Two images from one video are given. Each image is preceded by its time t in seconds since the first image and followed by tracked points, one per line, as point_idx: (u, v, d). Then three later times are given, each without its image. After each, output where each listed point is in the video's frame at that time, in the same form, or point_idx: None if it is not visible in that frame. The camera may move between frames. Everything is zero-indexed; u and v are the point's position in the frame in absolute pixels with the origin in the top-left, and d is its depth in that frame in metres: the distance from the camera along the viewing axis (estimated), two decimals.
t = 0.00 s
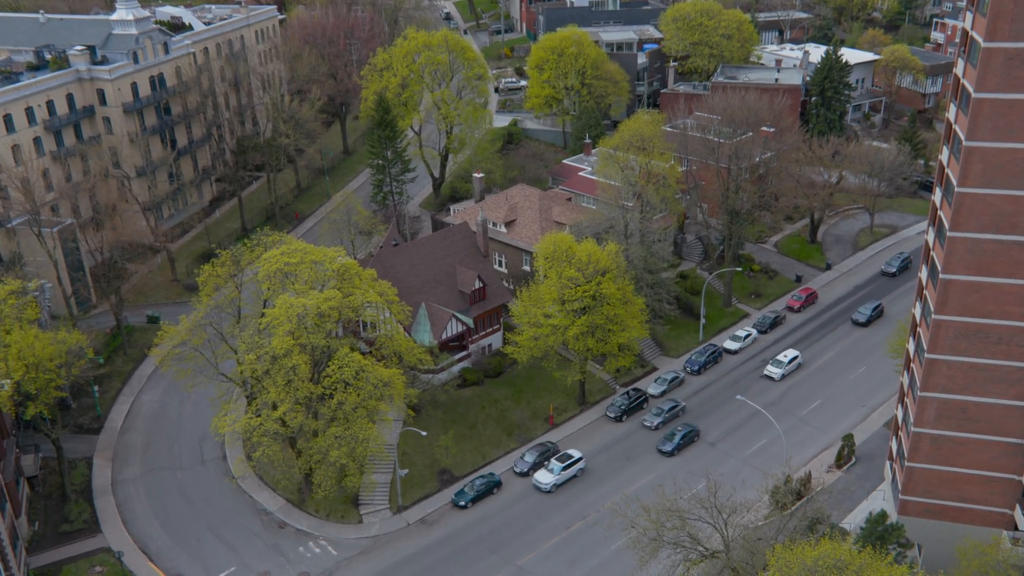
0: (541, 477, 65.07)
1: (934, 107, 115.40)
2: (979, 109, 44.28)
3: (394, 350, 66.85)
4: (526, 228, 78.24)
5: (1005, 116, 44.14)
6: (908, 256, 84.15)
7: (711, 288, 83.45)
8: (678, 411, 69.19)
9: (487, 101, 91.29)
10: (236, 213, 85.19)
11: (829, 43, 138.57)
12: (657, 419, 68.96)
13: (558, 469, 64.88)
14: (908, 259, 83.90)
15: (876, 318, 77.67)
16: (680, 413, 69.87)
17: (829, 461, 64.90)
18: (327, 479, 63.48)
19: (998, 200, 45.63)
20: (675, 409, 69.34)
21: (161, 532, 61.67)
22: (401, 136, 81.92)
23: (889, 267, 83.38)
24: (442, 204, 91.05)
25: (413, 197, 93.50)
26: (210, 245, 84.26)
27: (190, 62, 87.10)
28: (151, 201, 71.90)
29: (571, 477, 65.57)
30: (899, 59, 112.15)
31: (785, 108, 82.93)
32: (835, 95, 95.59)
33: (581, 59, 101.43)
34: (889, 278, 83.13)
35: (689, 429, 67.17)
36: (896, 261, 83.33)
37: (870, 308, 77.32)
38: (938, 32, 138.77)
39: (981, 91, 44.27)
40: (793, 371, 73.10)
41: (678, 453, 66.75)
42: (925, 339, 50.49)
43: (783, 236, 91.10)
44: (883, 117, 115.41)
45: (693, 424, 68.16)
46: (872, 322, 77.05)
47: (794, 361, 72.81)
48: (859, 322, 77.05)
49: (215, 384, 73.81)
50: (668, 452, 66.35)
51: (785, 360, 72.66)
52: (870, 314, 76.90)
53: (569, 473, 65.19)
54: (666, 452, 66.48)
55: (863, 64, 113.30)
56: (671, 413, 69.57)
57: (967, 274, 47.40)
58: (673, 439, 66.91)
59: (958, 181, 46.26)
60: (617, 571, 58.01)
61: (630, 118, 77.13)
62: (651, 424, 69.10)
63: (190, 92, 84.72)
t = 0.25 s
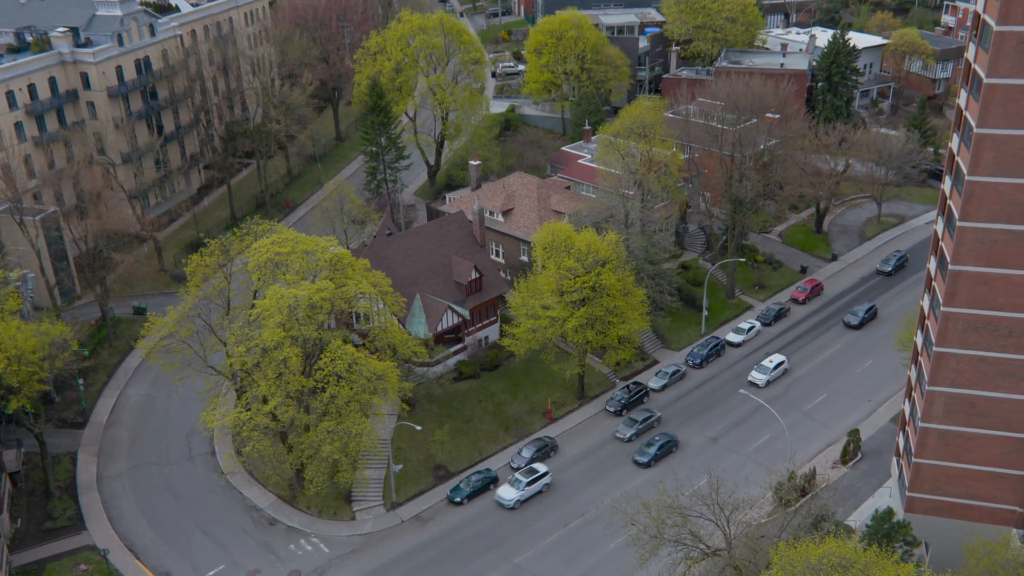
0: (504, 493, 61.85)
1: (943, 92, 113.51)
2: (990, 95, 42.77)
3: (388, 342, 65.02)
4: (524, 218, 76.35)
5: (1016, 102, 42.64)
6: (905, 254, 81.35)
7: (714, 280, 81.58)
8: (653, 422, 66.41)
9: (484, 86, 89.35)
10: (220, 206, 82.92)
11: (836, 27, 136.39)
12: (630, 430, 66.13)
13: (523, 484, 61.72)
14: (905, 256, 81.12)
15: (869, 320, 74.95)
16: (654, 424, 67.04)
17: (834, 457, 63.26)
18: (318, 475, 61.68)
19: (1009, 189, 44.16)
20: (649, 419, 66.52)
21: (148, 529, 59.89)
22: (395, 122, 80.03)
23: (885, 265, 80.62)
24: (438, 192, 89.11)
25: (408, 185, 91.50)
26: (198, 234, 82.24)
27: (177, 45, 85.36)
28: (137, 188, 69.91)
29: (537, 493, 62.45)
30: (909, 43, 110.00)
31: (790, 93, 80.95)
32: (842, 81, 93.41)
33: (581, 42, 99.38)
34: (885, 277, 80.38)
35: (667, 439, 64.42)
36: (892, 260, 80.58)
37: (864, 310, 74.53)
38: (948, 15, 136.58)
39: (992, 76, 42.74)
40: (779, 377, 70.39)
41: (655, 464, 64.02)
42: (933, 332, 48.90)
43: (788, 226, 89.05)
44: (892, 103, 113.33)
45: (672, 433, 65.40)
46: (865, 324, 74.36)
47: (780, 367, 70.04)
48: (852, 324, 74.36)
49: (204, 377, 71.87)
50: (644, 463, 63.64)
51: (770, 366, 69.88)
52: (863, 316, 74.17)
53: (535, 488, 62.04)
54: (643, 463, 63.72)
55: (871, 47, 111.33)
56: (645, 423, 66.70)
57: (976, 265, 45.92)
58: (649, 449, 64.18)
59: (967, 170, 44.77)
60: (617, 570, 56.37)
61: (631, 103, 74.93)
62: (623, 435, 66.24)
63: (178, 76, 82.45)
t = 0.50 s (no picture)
0: (462, 513, 58.54)
1: (954, 82, 111.69)
2: (1002, 84, 41.66)
3: (382, 337, 63.19)
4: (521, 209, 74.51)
5: None
6: (900, 256, 78.73)
7: (717, 274, 79.77)
8: (624, 438, 63.52)
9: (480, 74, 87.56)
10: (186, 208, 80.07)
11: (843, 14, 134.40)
12: (600, 446, 63.24)
13: (482, 504, 58.46)
14: (900, 259, 78.50)
15: (861, 326, 72.33)
16: (626, 439, 64.11)
17: (839, 456, 61.64)
18: (309, 473, 59.93)
19: (1021, 181, 43.02)
20: (620, 435, 63.64)
21: (134, 529, 58.18)
22: (389, 111, 78.19)
23: (878, 268, 77.99)
24: (433, 183, 87.30)
25: (402, 176, 89.67)
26: (187, 226, 80.33)
27: (164, 30, 83.66)
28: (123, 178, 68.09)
29: (497, 513, 59.14)
30: (919, 31, 108.05)
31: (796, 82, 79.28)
32: (848, 69, 92.06)
33: (580, 30, 97.57)
34: (879, 280, 77.78)
35: (642, 454, 61.63)
36: (886, 262, 77.97)
37: (856, 316, 71.91)
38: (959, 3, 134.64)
39: (1004, 65, 41.66)
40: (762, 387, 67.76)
41: (629, 480, 61.18)
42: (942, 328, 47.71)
43: (793, 219, 87.09)
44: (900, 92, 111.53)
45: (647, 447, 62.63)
46: (855, 331, 71.78)
47: (763, 377, 67.35)
48: (842, 331, 71.74)
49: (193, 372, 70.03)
50: (617, 479, 60.77)
51: (753, 376, 67.18)
52: (854, 322, 71.57)
53: (494, 508, 58.73)
54: (615, 479, 60.90)
55: (879, 35, 109.51)
56: (616, 439, 63.76)
57: (987, 260, 44.81)
58: (623, 464, 61.32)
59: (978, 162, 43.69)
60: (615, 572, 54.79)
61: (632, 93, 73.32)
62: (593, 452, 63.30)
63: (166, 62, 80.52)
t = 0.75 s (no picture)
0: (414, 536, 55.42)
1: (962, 70, 110.08)
2: (1012, 72, 41.45)
3: (373, 333, 61.43)
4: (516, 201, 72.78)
5: None
6: (893, 258, 76.11)
7: (718, 267, 78.00)
8: (592, 454, 60.64)
9: (475, 61, 85.87)
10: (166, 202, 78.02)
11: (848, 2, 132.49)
12: (566, 464, 60.29)
13: (436, 527, 55.35)
14: (892, 261, 75.90)
15: (849, 333, 69.69)
16: (594, 456, 61.23)
17: (843, 454, 60.07)
18: (299, 473, 58.16)
19: None
20: (587, 452, 60.72)
21: (118, 530, 56.43)
22: (381, 100, 76.54)
23: (870, 271, 75.35)
24: (426, 174, 85.48)
25: (395, 167, 87.87)
26: (172, 218, 78.38)
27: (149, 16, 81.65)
28: (106, 168, 66.26)
29: (452, 536, 56.01)
30: (926, 18, 106.28)
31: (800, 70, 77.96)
32: (854, 57, 90.26)
33: (578, 17, 95.78)
34: (870, 284, 75.13)
35: (613, 469, 58.94)
36: (878, 265, 75.34)
37: (844, 323, 69.19)
38: None
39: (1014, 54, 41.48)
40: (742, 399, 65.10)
41: (599, 497, 58.42)
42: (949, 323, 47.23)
43: (796, 211, 85.18)
44: (907, 81, 110.06)
45: (619, 462, 59.91)
46: (844, 338, 69.17)
47: (743, 388, 64.66)
48: (830, 338, 69.11)
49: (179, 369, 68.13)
50: (586, 496, 58.08)
51: (732, 388, 64.48)
52: (842, 329, 68.96)
53: (448, 531, 55.60)
54: (585, 496, 58.15)
55: (885, 23, 108.22)
56: (582, 456, 60.81)
57: (995, 253, 44.43)
58: (593, 481, 58.58)
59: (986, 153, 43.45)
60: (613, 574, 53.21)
61: (631, 81, 71.72)
62: (558, 469, 60.34)
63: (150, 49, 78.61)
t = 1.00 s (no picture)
0: (362, 561, 52.29)
1: (969, 58, 108.57)
2: (1020, 59, 39.98)
3: (364, 328, 59.71)
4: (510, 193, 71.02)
5: None
6: (882, 261, 73.64)
7: (717, 260, 76.35)
8: (557, 472, 57.81)
9: (468, 49, 84.08)
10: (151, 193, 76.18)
11: None
12: (527, 483, 57.29)
13: (385, 551, 52.27)
14: (882, 264, 73.42)
15: (835, 340, 67.19)
16: (558, 474, 58.36)
17: (846, 452, 58.54)
18: (288, 472, 56.44)
19: None
20: (550, 470, 57.79)
21: (101, 531, 54.75)
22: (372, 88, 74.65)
23: (858, 275, 72.80)
24: (418, 166, 83.65)
25: (386, 158, 86.06)
26: (156, 210, 76.54)
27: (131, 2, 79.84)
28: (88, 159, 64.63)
29: (403, 561, 52.88)
30: (932, 5, 104.65)
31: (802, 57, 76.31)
32: (858, 44, 88.81)
33: (574, 4, 93.97)
34: (858, 287, 72.60)
35: (581, 487, 56.25)
36: (867, 268, 72.83)
37: (830, 330, 66.66)
38: None
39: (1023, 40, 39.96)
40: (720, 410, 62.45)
41: (565, 516, 55.71)
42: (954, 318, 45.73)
43: (798, 202, 83.49)
44: (913, 69, 108.69)
45: (586, 479, 57.17)
46: (829, 346, 66.67)
47: (720, 400, 62.02)
48: (815, 345, 66.58)
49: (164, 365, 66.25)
50: (551, 514, 55.39)
51: (709, 399, 61.86)
52: (828, 337, 66.46)
53: (398, 556, 52.48)
54: (550, 514, 55.41)
55: (889, 9, 107.01)
56: (545, 475, 57.87)
57: (1002, 246, 42.97)
58: (559, 498, 55.88)
59: (994, 142, 41.90)
60: None
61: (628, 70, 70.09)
62: (519, 489, 57.31)
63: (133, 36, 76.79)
